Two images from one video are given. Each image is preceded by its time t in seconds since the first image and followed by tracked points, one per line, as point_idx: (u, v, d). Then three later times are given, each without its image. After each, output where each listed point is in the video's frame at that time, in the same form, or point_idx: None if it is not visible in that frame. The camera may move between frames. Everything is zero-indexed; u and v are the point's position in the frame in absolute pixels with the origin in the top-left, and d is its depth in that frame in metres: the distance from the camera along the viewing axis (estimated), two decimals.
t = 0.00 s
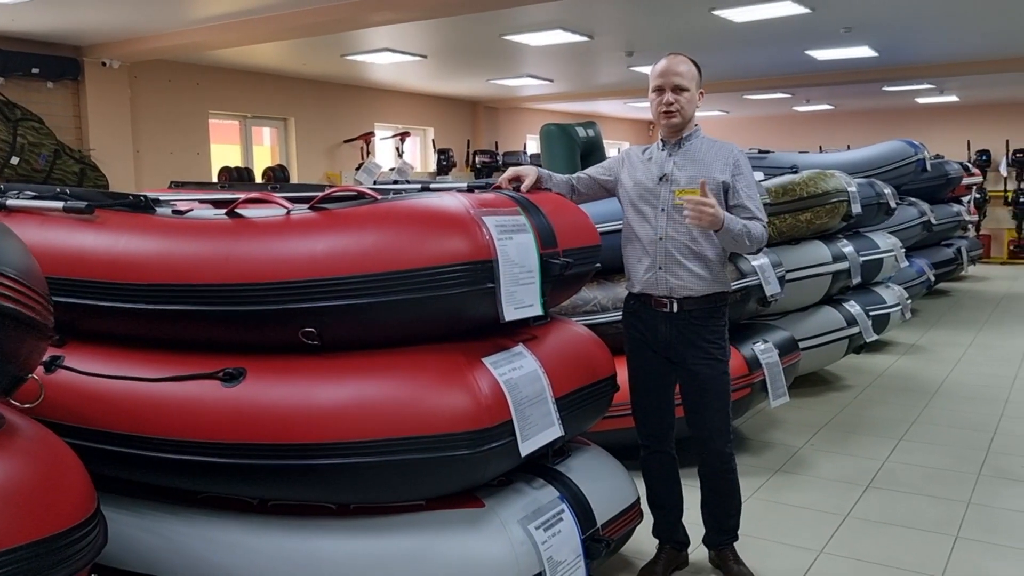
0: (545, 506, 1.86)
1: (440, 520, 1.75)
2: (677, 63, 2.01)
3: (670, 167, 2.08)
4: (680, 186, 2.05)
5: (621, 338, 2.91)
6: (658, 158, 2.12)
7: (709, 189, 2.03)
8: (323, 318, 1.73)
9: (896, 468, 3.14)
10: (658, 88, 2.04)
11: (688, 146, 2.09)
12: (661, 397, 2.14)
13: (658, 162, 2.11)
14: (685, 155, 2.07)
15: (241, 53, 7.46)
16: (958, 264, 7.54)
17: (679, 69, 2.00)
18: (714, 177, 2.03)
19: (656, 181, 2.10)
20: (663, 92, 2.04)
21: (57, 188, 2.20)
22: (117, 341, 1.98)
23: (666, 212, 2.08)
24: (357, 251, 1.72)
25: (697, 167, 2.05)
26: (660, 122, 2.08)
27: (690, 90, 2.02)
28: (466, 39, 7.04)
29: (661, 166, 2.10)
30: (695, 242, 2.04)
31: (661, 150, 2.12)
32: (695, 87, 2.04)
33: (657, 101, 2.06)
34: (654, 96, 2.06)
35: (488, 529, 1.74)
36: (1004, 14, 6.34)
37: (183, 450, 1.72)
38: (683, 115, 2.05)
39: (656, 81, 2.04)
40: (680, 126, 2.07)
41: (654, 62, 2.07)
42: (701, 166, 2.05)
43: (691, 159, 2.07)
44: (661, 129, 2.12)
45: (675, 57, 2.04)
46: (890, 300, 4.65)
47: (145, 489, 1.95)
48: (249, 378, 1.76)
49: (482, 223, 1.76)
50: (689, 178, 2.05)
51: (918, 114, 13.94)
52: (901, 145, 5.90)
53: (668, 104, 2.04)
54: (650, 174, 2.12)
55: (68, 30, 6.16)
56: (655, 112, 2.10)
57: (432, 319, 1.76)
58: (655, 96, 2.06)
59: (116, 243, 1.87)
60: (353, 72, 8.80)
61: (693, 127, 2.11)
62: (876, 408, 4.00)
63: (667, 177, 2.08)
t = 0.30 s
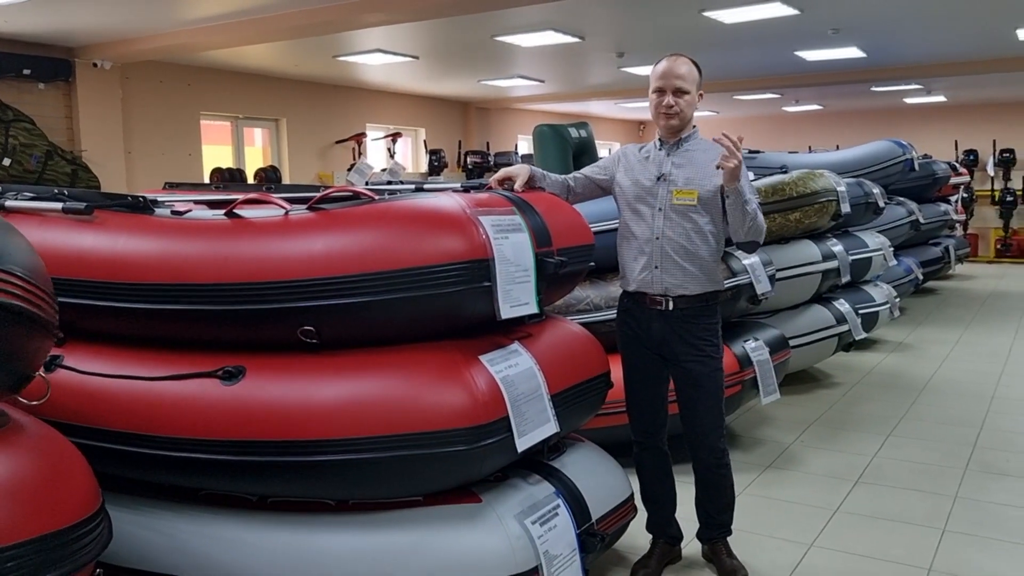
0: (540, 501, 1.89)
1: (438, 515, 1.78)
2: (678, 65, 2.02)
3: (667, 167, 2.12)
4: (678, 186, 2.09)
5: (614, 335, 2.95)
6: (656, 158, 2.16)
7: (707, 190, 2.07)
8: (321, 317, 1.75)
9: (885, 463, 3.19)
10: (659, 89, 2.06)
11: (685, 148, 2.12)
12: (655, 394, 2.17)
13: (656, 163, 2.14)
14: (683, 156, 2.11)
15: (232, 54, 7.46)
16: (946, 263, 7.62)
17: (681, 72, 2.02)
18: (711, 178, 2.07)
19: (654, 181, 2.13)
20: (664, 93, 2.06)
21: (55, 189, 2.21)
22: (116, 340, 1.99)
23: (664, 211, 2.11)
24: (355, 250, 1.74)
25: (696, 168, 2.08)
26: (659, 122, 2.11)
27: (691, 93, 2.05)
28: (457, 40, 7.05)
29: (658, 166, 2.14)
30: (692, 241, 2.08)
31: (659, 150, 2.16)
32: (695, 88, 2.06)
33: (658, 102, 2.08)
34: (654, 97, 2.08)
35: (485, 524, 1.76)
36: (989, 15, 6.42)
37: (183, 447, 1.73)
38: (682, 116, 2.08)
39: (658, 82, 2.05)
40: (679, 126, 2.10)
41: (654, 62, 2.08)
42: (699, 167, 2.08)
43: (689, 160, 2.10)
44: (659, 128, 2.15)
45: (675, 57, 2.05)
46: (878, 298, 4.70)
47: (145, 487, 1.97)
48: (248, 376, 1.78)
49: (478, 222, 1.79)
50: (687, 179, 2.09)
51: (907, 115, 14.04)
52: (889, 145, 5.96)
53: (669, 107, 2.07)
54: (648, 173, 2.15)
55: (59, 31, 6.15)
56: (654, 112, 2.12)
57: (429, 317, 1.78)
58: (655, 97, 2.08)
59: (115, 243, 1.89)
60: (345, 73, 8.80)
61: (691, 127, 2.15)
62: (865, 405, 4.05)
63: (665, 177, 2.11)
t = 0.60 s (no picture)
0: (536, 493, 1.91)
1: (434, 508, 1.80)
2: (681, 62, 2.04)
3: (667, 162, 2.14)
4: (677, 181, 2.11)
5: (607, 331, 2.97)
6: (655, 152, 2.18)
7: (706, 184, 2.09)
8: (318, 312, 1.77)
9: (875, 456, 3.22)
10: (662, 86, 2.09)
11: (685, 143, 2.15)
12: (654, 387, 2.19)
13: (655, 157, 2.17)
14: (682, 151, 2.13)
15: (223, 52, 7.44)
16: (934, 259, 7.69)
17: (684, 69, 2.04)
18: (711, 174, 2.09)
19: (654, 176, 2.15)
20: (667, 91, 2.08)
21: (50, 187, 2.21)
22: (112, 337, 2.00)
23: (664, 206, 2.13)
24: (351, 246, 1.75)
25: (695, 163, 2.11)
26: (660, 119, 2.14)
27: (694, 91, 2.07)
28: (448, 38, 7.06)
29: (658, 161, 2.16)
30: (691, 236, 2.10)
31: (659, 145, 2.18)
32: (697, 86, 2.09)
33: (660, 99, 2.11)
34: (657, 94, 2.11)
35: (482, 516, 1.78)
36: (975, 14, 6.48)
37: (181, 442, 1.74)
38: (684, 114, 2.11)
39: (661, 79, 2.08)
40: (680, 124, 2.13)
41: (657, 59, 2.10)
42: (698, 162, 2.11)
43: (689, 155, 2.12)
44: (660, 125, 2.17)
45: (678, 54, 2.08)
46: (868, 294, 4.74)
47: (143, 483, 1.98)
48: (245, 371, 1.79)
49: (473, 217, 1.80)
50: (686, 173, 2.11)
51: (896, 113, 14.13)
52: (878, 143, 6.02)
53: (671, 104, 2.09)
54: (648, 167, 2.17)
55: (48, 29, 6.13)
56: (656, 109, 2.15)
57: (425, 312, 1.80)
58: (659, 93, 2.11)
59: (112, 239, 1.90)
60: (336, 71, 8.80)
61: (692, 123, 2.18)
62: (855, 399, 4.09)
63: (665, 172, 2.13)
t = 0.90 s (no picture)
0: (533, 484, 1.92)
1: (431, 499, 1.81)
2: (688, 54, 2.05)
3: (671, 153, 2.15)
4: (682, 172, 2.12)
5: (603, 325, 2.99)
6: (661, 143, 2.19)
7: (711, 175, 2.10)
8: (316, 305, 1.78)
9: (868, 448, 3.25)
10: (668, 77, 2.10)
11: (691, 133, 2.15)
12: (659, 377, 2.20)
13: (661, 149, 2.18)
14: (687, 142, 2.14)
15: (215, 49, 7.42)
16: (926, 254, 7.73)
17: (691, 61, 2.05)
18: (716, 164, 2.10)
19: (659, 167, 2.16)
20: (673, 82, 2.09)
21: (47, 182, 2.22)
22: (110, 331, 2.00)
23: (669, 197, 2.14)
24: (348, 239, 1.76)
25: (700, 154, 2.12)
26: (665, 110, 2.15)
27: (700, 83, 2.08)
28: (442, 34, 7.06)
29: (663, 152, 2.17)
30: (696, 227, 2.11)
31: (664, 136, 2.19)
32: (704, 78, 2.09)
33: (667, 89, 2.12)
34: (664, 85, 2.11)
35: (478, 507, 1.80)
36: (967, 9, 6.52)
37: (180, 435, 1.75)
38: (690, 105, 2.12)
39: (667, 70, 2.08)
40: (686, 115, 2.14)
41: (664, 49, 2.10)
42: (703, 153, 2.12)
43: (693, 146, 2.13)
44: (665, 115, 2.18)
45: (685, 44, 2.08)
46: (860, 288, 4.78)
47: (141, 477, 1.98)
48: (243, 364, 1.80)
49: (470, 210, 1.82)
50: (691, 164, 2.12)
51: (888, 109, 14.18)
52: (871, 137, 6.05)
53: (677, 95, 2.10)
54: (653, 159, 2.19)
55: (40, 26, 6.10)
56: (662, 99, 2.16)
57: (422, 304, 1.81)
58: (665, 84, 2.12)
59: (108, 234, 1.90)
60: (328, 68, 8.78)
61: (698, 114, 2.19)
62: (848, 392, 4.12)
63: (670, 163, 2.15)
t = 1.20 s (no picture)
0: (532, 476, 1.93)
1: (431, 491, 1.81)
2: (701, 45, 2.05)
3: (683, 146, 2.14)
4: (694, 165, 2.11)
5: (601, 319, 3.00)
6: (672, 136, 2.18)
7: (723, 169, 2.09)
8: (315, 298, 1.78)
9: (866, 441, 3.26)
10: (681, 68, 2.10)
11: (702, 126, 2.14)
12: (666, 369, 2.20)
13: (672, 141, 2.17)
14: (699, 135, 2.13)
15: (211, 45, 7.41)
16: (923, 248, 7.75)
17: (704, 52, 2.05)
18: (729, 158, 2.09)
19: (671, 160, 2.15)
20: (686, 72, 2.10)
21: (45, 176, 2.21)
22: (110, 325, 2.01)
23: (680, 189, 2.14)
24: (347, 232, 1.77)
25: (712, 148, 2.11)
26: (678, 101, 2.15)
27: (713, 74, 2.08)
28: (439, 29, 7.05)
29: (675, 145, 2.16)
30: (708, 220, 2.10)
31: (675, 129, 2.18)
32: (717, 69, 2.10)
33: (679, 81, 2.12)
34: (677, 76, 2.12)
35: (479, 499, 1.81)
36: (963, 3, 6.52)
37: (180, 428, 1.75)
38: (703, 97, 2.12)
39: (680, 61, 2.09)
40: (698, 107, 2.13)
41: (677, 41, 2.11)
42: (715, 147, 2.11)
43: (705, 139, 2.12)
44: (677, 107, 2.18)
45: (698, 36, 2.08)
46: (857, 282, 4.79)
47: (142, 470, 1.99)
48: (243, 357, 1.80)
49: (469, 203, 1.82)
50: (703, 158, 2.11)
51: (885, 103, 14.19)
52: (868, 132, 6.06)
53: (690, 86, 2.10)
54: (664, 151, 2.18)
55: (36, 22, 6.09)
56: (675, 90, 2.16)
57: (422, 297, 1.81)
58: (678, 74, 2.12)
59: (108, 228, 1.90)
60: (325, 63, 8.75)
61: (710, 107, 2.18)
62: (845, 386, 4.13)
63: (682, 156, 2.14)
